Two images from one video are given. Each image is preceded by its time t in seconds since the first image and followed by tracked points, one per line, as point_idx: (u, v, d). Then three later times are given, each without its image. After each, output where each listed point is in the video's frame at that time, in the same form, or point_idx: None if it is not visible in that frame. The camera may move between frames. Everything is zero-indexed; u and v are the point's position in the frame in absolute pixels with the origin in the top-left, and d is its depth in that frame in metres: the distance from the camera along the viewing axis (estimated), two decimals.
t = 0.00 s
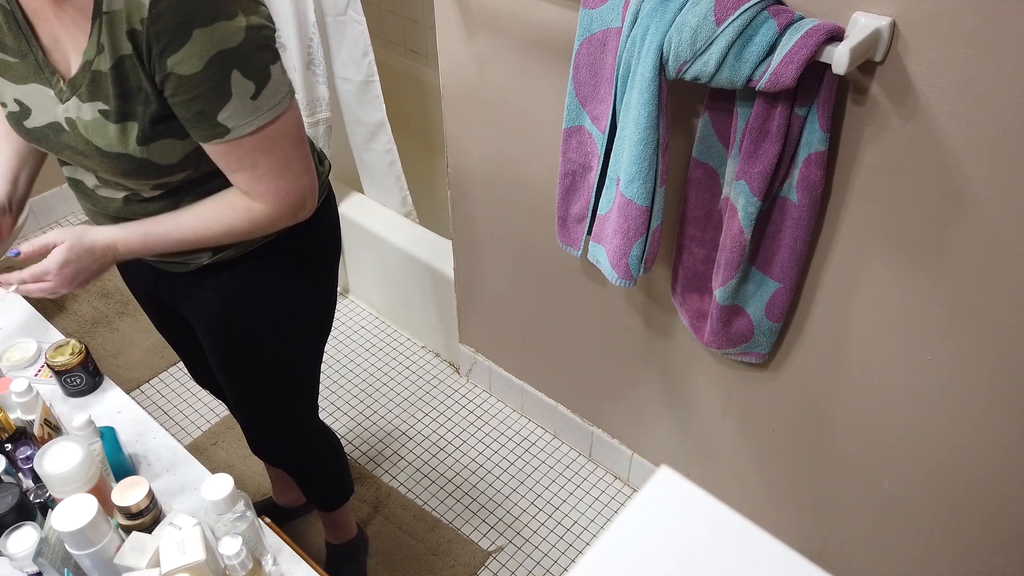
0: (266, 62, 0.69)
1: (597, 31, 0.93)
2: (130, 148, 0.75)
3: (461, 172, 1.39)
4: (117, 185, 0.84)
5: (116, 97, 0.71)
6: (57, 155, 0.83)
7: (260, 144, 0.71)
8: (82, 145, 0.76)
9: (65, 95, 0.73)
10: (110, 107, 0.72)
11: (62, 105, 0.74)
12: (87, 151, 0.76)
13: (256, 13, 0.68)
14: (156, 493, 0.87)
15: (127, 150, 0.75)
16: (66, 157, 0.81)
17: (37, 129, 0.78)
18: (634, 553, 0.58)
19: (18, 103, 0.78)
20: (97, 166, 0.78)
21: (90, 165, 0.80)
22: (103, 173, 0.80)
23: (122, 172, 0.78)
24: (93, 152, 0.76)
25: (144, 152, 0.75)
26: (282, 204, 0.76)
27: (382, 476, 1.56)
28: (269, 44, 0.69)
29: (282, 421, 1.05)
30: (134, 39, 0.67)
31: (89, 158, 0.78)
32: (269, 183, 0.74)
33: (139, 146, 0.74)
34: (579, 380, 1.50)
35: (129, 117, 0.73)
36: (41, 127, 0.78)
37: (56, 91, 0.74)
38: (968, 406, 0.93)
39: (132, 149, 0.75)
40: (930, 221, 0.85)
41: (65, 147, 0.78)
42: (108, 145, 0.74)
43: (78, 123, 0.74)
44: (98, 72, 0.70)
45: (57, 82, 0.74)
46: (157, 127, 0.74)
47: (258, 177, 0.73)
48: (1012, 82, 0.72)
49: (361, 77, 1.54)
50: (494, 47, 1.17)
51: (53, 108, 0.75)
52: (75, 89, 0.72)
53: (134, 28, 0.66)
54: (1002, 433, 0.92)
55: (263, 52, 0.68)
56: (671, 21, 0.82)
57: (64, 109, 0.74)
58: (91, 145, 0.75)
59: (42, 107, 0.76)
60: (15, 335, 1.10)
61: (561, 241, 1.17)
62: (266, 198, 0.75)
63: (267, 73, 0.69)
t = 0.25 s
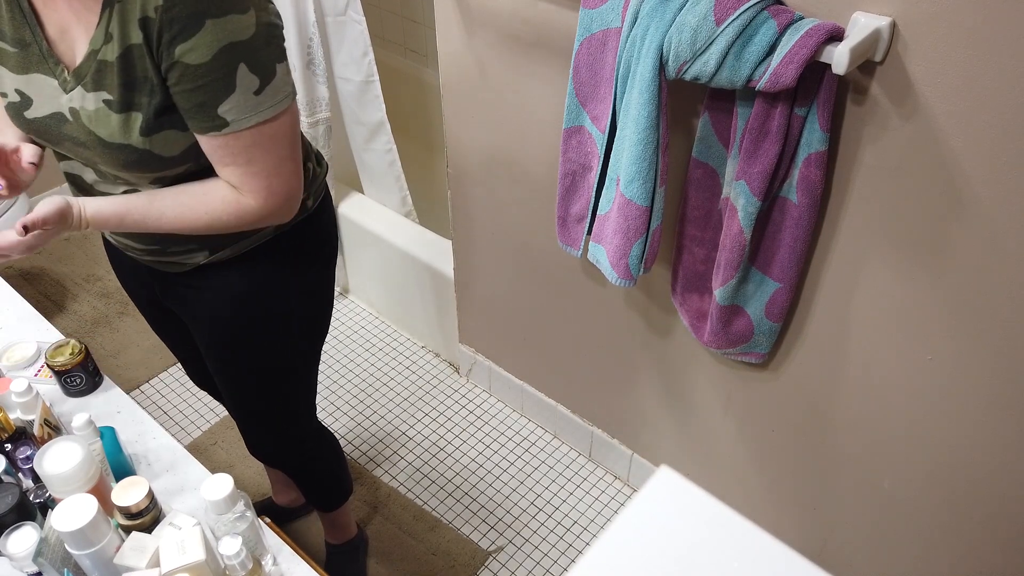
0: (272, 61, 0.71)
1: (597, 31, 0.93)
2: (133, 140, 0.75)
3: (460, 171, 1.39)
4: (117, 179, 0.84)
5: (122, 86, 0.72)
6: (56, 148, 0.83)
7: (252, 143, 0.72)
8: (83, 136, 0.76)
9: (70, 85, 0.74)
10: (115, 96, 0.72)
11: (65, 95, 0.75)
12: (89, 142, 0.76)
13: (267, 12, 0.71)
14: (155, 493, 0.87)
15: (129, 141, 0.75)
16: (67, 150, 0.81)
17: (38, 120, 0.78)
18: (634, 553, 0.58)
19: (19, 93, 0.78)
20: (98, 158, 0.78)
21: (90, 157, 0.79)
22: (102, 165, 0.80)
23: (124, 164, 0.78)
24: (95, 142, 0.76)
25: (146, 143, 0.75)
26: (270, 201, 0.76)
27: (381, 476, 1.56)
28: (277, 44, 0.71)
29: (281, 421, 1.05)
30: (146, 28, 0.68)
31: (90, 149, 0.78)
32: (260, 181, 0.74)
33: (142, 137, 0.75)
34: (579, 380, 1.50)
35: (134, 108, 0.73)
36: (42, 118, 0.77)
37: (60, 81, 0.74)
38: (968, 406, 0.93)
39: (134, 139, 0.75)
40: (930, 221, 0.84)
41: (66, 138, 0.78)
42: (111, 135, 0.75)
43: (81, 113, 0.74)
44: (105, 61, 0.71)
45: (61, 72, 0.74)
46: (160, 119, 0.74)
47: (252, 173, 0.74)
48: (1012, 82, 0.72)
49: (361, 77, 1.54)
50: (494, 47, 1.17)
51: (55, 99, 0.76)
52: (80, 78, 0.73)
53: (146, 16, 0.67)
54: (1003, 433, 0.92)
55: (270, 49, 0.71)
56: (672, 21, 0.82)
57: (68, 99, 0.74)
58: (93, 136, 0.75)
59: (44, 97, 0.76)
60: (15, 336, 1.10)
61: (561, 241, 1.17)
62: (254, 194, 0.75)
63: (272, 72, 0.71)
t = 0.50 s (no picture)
0: (286, 60, 0.72)
1: (597, 30, 0.93)
2: (142, 137, 0.75)
3: (460, 171, 1.39)
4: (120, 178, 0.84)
5: (134, 83, 0.72)
6: (61, 145, 0.83)
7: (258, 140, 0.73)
8: (92, 133, 0.76)
9: (79, 81, 0.74)
10: (126, 94, 0.72)
11: (73, 92, 0.75)
12: (97, 139, 0.77)
13: (279, 12, 0.72)
14: (156, 493, 0.87)
15: (138, 138, 0.76)
16: (72, 147, 0.82)
17: (44, 116, 0.78)
18: (634, 553, 0.58)
19: (25, 90, 0.78)
20: (106, 155, 0.79)
21: (97, 154, 0.80)
22: (109, 162, 0.80)
23: (131, 161, 0.78)
24: (104, 139, 0.76)
25: (156, 140, 0.76)
26: (279, 197, 0.78)
27: (381, 476, 1.56)
28: (289, 43, 0.73)
29: (281, 421, 1.05)
30: (162, 26, 0.68)
31: (97, 146, 0.78)
32: (269, 175, 0.76)
33: (152, 134, 0.75)
34: (579, 380, 1.50)
35: (145, 105, 0.74)
36: (48, 114, 0.78)
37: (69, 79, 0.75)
38: (968, 406, 0.93)
39: (144, 137, 0.75)
40: (930, 221, 0.84)
41: (73, 135, 0.78)
42: (121, 132, 0.75)
43: (90, 111, 0.75)
44: (116, 59, 0.71)
45: (70, 69, 0.74)
46: (171, 117, 0.75)
47: (264, 169, 0.75)
48: (1012, 82, 0.72)
49: (361, 77, 1.54)
50: (494, 47, 1.17)
51: (62, 96, 0.76)
52: (90, 75, 0.73)
53: (164, 14, 0.68)
54: (1002, 433, 0.92)
55: (283, 48, 0.72)
56: (672, 21, 0.82)
57: (76, 96, 0.75)
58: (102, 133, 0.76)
59: (51, 94, 0.76)
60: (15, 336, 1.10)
61: (561, 241, 1.17)
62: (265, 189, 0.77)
63: (286, 72, 0.72)
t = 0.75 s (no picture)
0: (297, 61, 0.73)
1: (597, 30, 0.93)
2: (153, 141, 0.76)
3: (460, 171, 1.39)
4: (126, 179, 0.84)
5: (146, 88, 0.72)
6: (65, 146, 0.82)
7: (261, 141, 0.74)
8: (100, 136, 0.76)
9: (87, 85, 0.74)
10: (138, 98, 0.73)
11: (81, 95, 0.75)
12: (105, 142, 0.77)
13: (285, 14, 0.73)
14: (156, 493, 0.87)
15: (149, 142, 0.76)
16: (77, 149, 0.81)
17: (51, 118, 0.78)
18: (634, 553, 0.58)
19: (30, 91, 0.78)
20: (114, 157, 0.79)
21: (103, 156, 0.79)
22: (116, 164, 0.80)
23: (140, 164, 0.78)
24: (113, 143, 0.77)
25: (167, 144, 0.76)
26: (298, 193, 0.80)
27: (381, 476, 1.56)
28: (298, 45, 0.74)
29: (282, 421, 1.05)
30: (175, 33, 0.69)
31: (105, 149, 0.78)
32: (291, 171, 0.78)
33: (163, 138, 0.76)
34: (579, 380, 1.50)
35: (156, 109, 0.74)
36: (55, 116, 0.77)
37: (76, 82, 0.74)
38: (968, 406, 0.93)
39: (154, 141, 0.76)
40: (930, 221, 0.84)
41: (79, 136, 0.78)
42: (131, 136, 0.75)
43: (98, 114, 0.75)
44: (126, 63, 0.71)
45: (77, 72, 0.74)
46: (181, 121, 0.75)
47: (281, 167, 0.77)
48: (1011, 82, 0.72)
49: (361, 77, 1.54)
50: (494, 47, 1.17)
51: (69, 99, 0.76)
52: (99, 79, 0.73)
53: (176, 21, 0.68)
54: (1002, 432, 0.92)
55: (294, 50, 0.73)
56: (672, 21, 0.82)
57: (84, 99, 0.74)
58: (111, 137, 0.76)
59: (57, 96, 0.76)
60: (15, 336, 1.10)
61: (561, 241, 1.17)
62: (285, 186, 0.78)
63: (298, 72, 0.73)
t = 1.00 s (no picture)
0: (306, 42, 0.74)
1: (597, 30, 0.93)
2: (164, 143, 0.76)
3: (460, 171, 1.39)
4: (135, 184, 0.84)
5: (155, 91, 0.72)
6: (73, 155, 0.82)
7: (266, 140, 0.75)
8: (110, 143, 0.76)
9: (93, 92, 0.74)
10: (148, 102, 0.73)
11: (87, 103, 0.75)
12: (116, 148, 0.77)
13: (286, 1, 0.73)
14: (156, 494, 0.87)
15: (160, 145, 0.76)
16: (83, 157, 0.81)
17: (57, 128, 0.78)
18: (634, 554, 0.58)
19: (33, 104, 0.77)
20: (124, 163, 0.79)
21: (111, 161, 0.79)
22: (129, 169, 0.80)
23: (150, 167, 0.79)
24: (123, 148, 0.77)
25: (178, 145, 0.77)
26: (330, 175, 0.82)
27: (381, 476, 1.56)
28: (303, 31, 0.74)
29: (283, 420, 1.05)
30: (182, 35, 0.69)
31: (117, 155, 0.78)
32: (323, 153, 0.80)
33: (174, 140, 0.76)
34: (579, 380, 1.50)
35: (166, 112, 0.74)
36: (61, 126, 0.77)
37: (81, 89, 0.74)
38: (968, 406, 0.93)
39: (165, 142, 0.76)
40: (930, 221, 0.84)
41: (88, 144, 0.78)
42: (142, 140, 0.76)
43: (107, 120, 0.75)
44: (133, 67, 0.71)
45: (81, 80, 0.74)
46: (192, 122, 0.75)
47: (310, 152, 0.79)
48: (1011, 82, 0.72)
49: (361, 77, 1.53)
50: (494, 47, 1.17)
51: (75, 107, 0.75)
52: (105, 84, 0.73)
53: (182, 22, 0.69)
54: (1002, 432, 0.92)
55: (301, 35, 0.74)
56: (672, 21, 0.82)
57: (91, 106, 0.74)
58: (121, 142, 0.76)
59: (63, 105, 0.76)
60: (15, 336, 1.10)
61: (561, 241, 1.17)
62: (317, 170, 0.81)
63: (309, 54, 0.74)
